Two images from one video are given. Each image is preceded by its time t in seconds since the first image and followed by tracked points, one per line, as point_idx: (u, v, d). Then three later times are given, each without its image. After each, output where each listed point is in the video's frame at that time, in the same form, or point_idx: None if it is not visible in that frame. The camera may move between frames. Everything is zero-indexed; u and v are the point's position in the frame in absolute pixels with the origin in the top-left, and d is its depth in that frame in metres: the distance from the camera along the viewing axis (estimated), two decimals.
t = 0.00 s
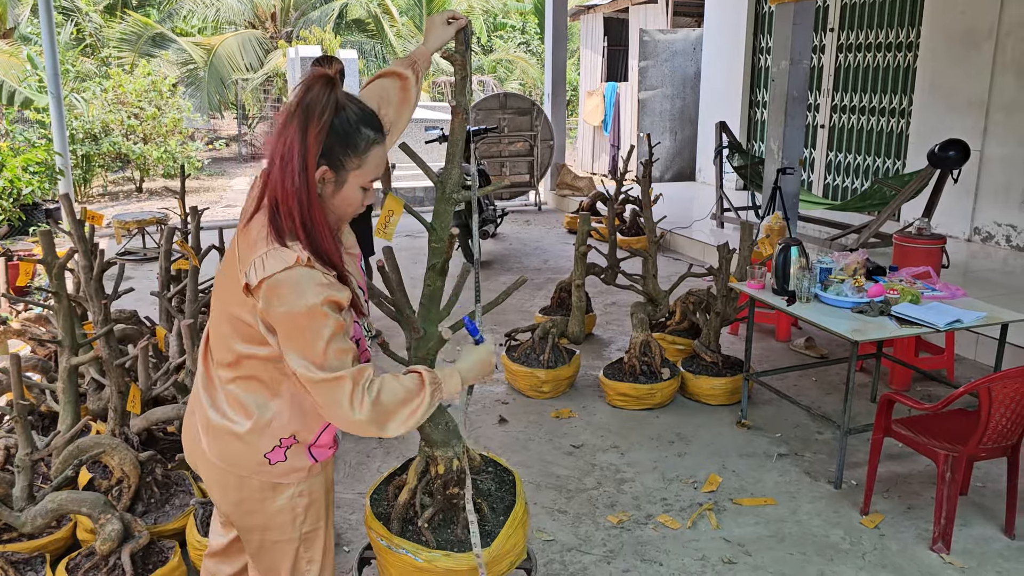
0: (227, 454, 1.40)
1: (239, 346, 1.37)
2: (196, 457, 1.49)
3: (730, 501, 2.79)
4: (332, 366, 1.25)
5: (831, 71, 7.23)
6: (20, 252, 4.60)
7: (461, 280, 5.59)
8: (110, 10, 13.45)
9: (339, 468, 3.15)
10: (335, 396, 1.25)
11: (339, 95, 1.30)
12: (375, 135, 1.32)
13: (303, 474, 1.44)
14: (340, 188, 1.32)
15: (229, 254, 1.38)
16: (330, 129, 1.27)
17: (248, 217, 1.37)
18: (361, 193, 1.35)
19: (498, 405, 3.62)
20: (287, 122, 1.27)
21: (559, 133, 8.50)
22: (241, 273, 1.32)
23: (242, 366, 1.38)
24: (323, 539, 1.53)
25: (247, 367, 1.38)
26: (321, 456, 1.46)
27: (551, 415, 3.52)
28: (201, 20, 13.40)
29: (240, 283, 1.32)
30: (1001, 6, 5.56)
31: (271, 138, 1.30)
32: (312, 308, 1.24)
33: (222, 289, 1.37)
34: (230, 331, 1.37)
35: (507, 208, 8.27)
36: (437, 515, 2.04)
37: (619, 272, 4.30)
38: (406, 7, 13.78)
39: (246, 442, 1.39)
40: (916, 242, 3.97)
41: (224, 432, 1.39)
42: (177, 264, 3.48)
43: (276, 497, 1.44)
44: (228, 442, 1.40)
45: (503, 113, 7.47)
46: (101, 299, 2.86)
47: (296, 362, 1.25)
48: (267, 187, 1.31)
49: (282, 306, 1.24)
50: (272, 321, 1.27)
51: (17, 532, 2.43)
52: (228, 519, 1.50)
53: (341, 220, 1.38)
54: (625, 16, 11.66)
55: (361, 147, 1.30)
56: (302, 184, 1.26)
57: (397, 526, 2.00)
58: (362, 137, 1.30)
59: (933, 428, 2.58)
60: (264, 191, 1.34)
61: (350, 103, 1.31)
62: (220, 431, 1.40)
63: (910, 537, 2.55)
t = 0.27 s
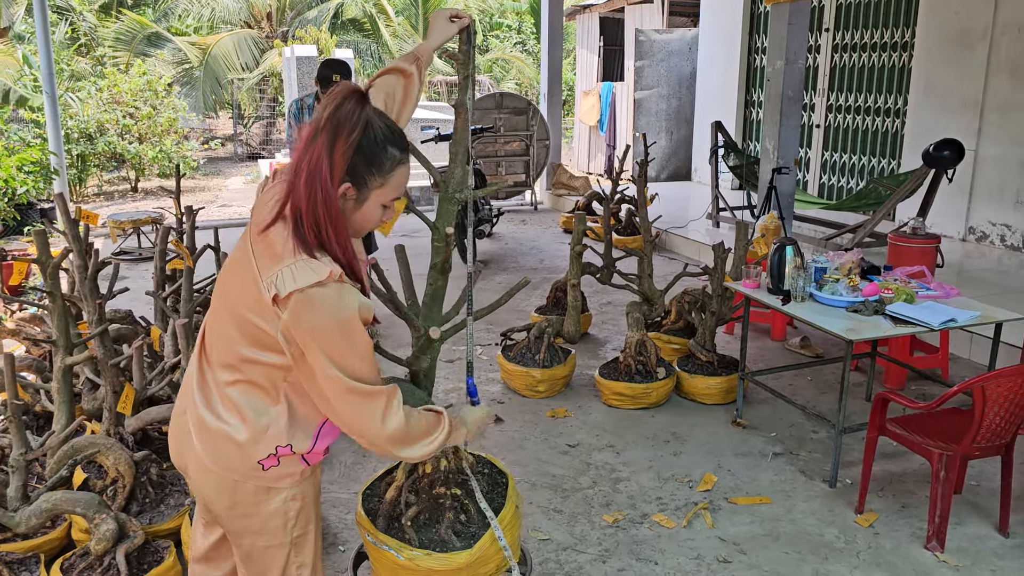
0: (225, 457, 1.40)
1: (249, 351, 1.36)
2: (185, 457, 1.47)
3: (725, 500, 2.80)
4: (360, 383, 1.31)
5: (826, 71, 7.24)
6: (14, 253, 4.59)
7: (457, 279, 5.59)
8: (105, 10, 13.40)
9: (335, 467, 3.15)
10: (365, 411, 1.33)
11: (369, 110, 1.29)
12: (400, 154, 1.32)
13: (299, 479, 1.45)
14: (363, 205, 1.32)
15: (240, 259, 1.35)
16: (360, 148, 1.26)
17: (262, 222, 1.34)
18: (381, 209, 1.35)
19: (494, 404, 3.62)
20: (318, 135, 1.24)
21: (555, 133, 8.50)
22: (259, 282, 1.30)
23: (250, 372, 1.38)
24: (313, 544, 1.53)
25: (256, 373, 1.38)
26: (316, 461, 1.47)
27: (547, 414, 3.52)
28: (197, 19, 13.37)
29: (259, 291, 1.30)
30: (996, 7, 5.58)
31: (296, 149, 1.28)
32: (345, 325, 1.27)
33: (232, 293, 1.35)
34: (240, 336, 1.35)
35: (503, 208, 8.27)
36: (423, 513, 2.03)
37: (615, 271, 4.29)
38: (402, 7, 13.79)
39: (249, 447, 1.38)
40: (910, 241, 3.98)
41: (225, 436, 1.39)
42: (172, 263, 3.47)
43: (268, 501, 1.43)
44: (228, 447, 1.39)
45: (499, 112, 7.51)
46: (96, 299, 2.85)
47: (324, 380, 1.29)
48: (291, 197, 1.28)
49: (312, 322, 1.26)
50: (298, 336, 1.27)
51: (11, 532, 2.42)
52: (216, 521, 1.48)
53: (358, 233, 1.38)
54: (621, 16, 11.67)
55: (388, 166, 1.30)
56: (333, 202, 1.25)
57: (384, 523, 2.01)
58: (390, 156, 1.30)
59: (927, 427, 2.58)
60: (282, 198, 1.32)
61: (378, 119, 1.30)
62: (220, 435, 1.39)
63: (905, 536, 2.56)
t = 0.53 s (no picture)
0: (219, 458, 1.39)
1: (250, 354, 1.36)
2: (178, 456, 1.46)
3: (720, 499, 2.80)
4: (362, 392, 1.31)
5: (821, 70, 7.25)
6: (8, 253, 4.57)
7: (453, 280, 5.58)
8: (100, 9, 13.36)
9: (330, 468, 3.14)
10: (363, 422, 1.32)
11: (386, 123, 1.29)
12: (413, 168, 1.32)
13: (294, 483, 1.44)
14: (374, 216, 1.32)
15: (246, 261, 1.34)
16: (374, 160, 1.26)
17: (270, 226, 1.34)
18: (390, 221, 1.35)
19: (490, 404, 3.62)
20: (334, 144, 1.25)
21: (551, 133, 8.50)
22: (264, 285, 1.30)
23: (250, 374, 1.38)
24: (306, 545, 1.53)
25: (255, 375, 1.38)
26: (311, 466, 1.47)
27: (543, 414, 3.52)
28: (192, 19, 13.34)
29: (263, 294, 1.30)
30: (990, 7, 5.60)
31: (310, 156, 1.27)
32: (349, 334, 1.27)
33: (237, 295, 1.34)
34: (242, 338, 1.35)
35: (499, 207, 8.27)
36: (410, 514, 2.01)
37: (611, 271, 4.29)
38: (398, 6, 13.80)
39: (244, 449, 1.38)
40: (905, 241, 3.99)
41: (223, 437, 1.38)
42: (167, 264, 3.46)
43: (261, 503, 1.43)
44: (224, 448, 1.38)
45: (494, 112, 7.53)
46: (91, 299, 2.84)
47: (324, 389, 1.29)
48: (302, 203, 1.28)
49: (318, 329, 1.26)
50: (302, 343, 1.27)
51: (6, 533, 2.41)
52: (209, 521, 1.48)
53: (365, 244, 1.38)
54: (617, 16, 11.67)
55: (401, 179, 1.31)
56: (345, 212, 1.25)
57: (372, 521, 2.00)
58: (402, 170, 1.31)
59: (922, 427, 2.59)
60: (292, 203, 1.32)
61: (393, 131, 1.31)
62: (216, 435, 1.39)
63: (900, 535, 2.56)
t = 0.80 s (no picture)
0: (214, 458, 1.39)
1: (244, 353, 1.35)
2: (174, 454, 1.45)
3: (716, 499, 2.80)
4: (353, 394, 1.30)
5: (817, 70, 7.26)
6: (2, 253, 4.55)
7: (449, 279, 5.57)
8: (94, 8, 13.31)
9: (326, 468, 3.13)
10: (353, 423, 1.32)
11: (383, 126, 1.29)
12: (410, 172, 1.31)
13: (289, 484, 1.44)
14: (370, 219, 1.31)
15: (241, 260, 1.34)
16: (370, 164, 1.26)
17: (265, 225, 1.33)
18: (386, 224, 1.35)
19: (486, 404, 3.61)
20: (332, 146, 1.24)
21: (547, 132, 8.49)
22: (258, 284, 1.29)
23: (244, 373, 1.37)
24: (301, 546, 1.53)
25: (250, 375, 1.37)
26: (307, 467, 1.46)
27: (539, 414, 3.51)
28: (187, 18, 13.31)
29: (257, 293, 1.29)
30: (986, 6, 5.60)
31: (307, 156, 1.27)
32: (342, 336, 1.26)
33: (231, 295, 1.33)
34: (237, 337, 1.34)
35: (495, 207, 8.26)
36: (398, 513, 2.01)
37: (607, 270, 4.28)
38: (394, 6, 13.81)
39: (238, 449, 1.37)
40: (901, 240, 3.99)
41: (217, 437, 1.37)
42: (162, 263, 3.44)
43: (257, 503, 1.42)
44: (219, 447, 1.38)
45: (490, 112, 7.50)
46: (85, 300, 2.83)
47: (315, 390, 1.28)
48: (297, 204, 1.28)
49: (310, 329, 1.25)
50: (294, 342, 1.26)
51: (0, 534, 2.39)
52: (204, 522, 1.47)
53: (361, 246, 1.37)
54: (613, 15, 11.67)
55: (397, 182, 1.29)
56: (340, 212, 1.24)
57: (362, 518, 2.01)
58: (399, 173, 1.29)
59: (918, 426, 2.59)
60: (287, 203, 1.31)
61: (391, 134, 1.30)
62: (210, 434, 1.38)
63: (896, 535, 2.56)
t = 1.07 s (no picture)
0: (204, 458, 1.39)
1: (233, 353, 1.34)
2: (168, 453, 1.46)
3: (713, 499, 2.80)
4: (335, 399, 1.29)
5: (813, 70, 7.27)
6: None
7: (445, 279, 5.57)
8: (89, 7, 13.27)
9: (322, 468, 3.12)
10: (338, 426, 1.31)
11: (369, 128, 1.28)
12: (396, 173, 1.30)
13: (280, 486, 1.43)
14: (358, 221, 1.30)
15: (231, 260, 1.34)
16: (356, 165, 1.25)
17: (255, 224, 1.33)
18: (375, 226, 1.33)
19: (483, 404, 3.61)
20: (318, 147, 1.24)
21: (544, 132, 8.49)
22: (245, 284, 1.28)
23: (233, 373, 1.36)
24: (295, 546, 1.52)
25: (238, 375, 1.36)
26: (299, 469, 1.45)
27: (536, 414, 3.51)
28: (182, 17, 13.28)
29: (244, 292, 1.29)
30: (982, 6, 5.61)
31: (295, 157, 1.26)
32: (326, 337, 1.25)
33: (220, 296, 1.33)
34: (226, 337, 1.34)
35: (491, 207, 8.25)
36: (387, 511, 2.00)
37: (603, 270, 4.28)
38: (390, 5, 13.85)
39: (228, 449, 1.37)
40: (897, 240, 4.00)
41: (208, 438, 1.37)
42: (158, 263, 3.43)
43: (249, 504, 1.42)
44: (208, 447, 1.38)
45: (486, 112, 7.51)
46: (81, 299, 2.81)
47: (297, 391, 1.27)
48: (284, 205, 1.27)
49: (293, 330, 1.24)
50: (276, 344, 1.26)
51: None
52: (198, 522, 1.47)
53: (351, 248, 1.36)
54: (609, 15, 11.66)
55: (383, 185, 1.28)
56: (325, 215, 1.23)
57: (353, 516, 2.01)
58: (385, 176, 1.28)
59: (914, 426, 2.59)
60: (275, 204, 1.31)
61: (379, 136, 1.29)
62: (200, 434, 1.38)
63: (892, 534, 2.57)
